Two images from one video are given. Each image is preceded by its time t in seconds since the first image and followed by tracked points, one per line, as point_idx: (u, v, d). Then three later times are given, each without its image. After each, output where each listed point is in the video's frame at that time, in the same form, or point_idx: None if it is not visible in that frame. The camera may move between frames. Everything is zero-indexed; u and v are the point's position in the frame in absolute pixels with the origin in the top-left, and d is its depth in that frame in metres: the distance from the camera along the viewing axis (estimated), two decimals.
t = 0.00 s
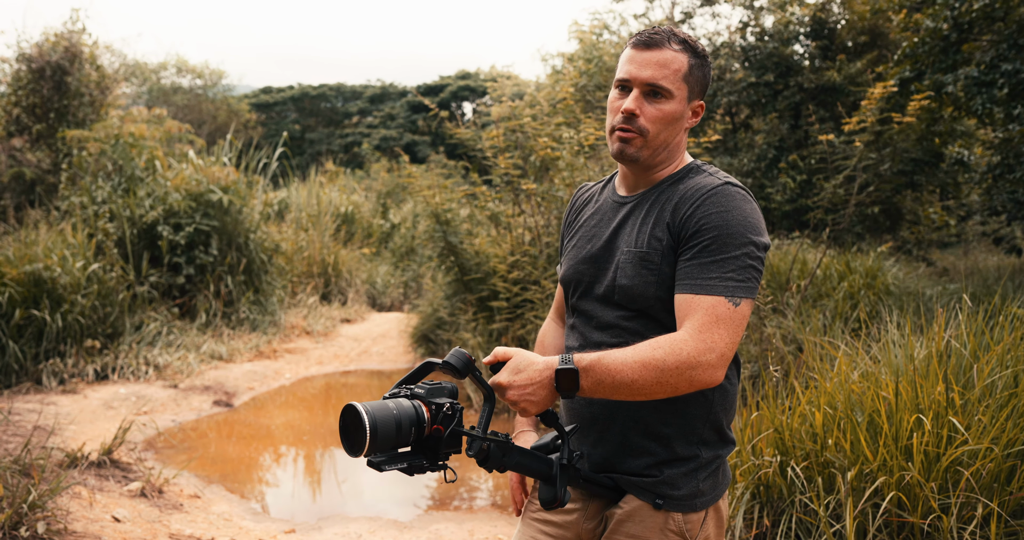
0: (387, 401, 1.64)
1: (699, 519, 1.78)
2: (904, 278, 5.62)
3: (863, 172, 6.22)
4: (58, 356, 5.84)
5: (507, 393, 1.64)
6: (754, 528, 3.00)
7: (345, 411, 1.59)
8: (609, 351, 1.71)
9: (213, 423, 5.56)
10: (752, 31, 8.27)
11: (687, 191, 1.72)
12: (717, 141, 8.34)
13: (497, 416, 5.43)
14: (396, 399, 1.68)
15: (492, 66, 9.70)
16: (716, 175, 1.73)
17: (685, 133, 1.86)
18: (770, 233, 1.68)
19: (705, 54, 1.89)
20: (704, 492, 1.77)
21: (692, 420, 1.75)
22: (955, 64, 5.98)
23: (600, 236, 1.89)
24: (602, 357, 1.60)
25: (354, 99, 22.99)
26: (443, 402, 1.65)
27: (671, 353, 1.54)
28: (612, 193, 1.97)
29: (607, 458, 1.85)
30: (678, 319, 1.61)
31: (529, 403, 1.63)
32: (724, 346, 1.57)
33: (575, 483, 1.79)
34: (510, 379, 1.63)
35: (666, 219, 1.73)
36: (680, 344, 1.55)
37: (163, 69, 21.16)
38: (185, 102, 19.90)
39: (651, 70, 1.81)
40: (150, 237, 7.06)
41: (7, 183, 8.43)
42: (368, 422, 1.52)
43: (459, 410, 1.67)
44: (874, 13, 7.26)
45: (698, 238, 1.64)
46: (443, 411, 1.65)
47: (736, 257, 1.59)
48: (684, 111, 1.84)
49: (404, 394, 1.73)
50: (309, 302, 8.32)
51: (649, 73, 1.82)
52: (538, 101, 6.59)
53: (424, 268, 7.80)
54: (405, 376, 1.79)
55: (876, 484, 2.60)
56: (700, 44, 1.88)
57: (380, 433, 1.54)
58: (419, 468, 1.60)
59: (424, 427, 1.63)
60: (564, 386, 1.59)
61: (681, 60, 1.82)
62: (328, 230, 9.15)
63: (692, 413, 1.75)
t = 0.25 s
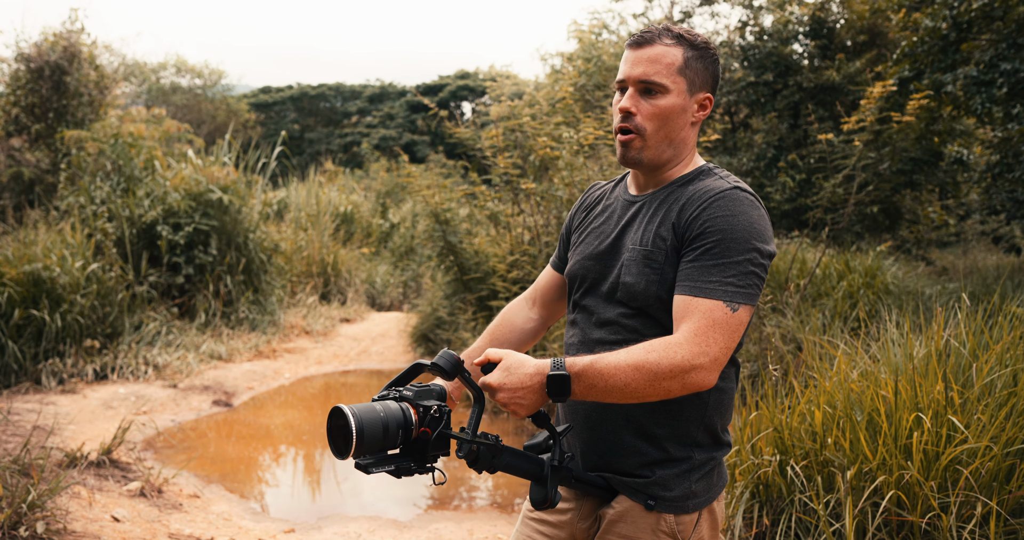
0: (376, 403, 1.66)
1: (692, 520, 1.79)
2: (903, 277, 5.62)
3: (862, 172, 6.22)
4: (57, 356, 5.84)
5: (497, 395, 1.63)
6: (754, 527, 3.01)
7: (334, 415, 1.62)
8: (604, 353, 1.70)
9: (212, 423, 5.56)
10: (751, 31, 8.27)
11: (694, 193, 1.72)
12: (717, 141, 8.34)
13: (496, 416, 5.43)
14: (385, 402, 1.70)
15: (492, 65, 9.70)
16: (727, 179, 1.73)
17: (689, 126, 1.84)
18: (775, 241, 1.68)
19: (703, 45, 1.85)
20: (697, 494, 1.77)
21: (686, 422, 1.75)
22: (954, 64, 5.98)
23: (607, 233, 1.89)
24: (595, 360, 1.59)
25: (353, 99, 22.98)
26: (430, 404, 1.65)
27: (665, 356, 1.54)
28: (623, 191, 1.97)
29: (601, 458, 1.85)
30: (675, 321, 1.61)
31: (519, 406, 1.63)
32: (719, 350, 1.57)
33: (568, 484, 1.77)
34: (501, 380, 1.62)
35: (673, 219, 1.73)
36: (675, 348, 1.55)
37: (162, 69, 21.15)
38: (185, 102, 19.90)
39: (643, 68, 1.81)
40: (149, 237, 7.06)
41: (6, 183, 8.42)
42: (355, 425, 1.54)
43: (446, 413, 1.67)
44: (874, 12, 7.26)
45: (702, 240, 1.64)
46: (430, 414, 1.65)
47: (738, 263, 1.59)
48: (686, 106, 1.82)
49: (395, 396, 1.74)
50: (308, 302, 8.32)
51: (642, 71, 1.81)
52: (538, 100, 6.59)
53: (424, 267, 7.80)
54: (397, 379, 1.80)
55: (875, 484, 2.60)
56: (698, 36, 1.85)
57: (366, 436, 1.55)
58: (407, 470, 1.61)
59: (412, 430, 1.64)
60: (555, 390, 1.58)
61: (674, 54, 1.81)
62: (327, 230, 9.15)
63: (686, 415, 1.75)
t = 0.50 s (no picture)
0: (370, 420, 1.67)
1: (688, 520, 1.79)
2: (904, 277, 5.62)
3: (863, 171, 6.22)
4: (58, 356, 5.84)
5: (490, 405, 1.63)
6: (754, 527, 3.00)
7: (328, 430, 1.63)
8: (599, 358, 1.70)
9: (213, 423, 5.56)
10: (751, 30, 8.27)
11: (701, 196, 1.71)
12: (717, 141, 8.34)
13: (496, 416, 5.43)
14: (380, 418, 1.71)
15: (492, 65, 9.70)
16: (734, 183, 1.71)
17: (677, 118, 1.81)
18: (780, 248, 1.67)
19: (676, 37, 1.83)
20: (694, 494, 1.77)
21: (683, 423, 1.75)
22: (955, 63, 5.98)
23: (613, 231, 1.89)
24: (588, 367, 1.59)
25: (354, 99, 22.99)
26: (424, 422, 1.66)
27: (659, 362, 1.55)
28: (630, 187, 1.96)
29: (598, 458, 1.85)
30: (671, 326, 1.61)
31: (512, 415, 1.63)
32: (713, 356, 1.57)
33: (566, 486, 1.77)
34: (493, 390, 1.62)
35: (677, 221, 1.72)
36: (668, 353, 1.55)
37: (163, 69, 21.16)
38: (185, 102, 19.90)
39: (615, 74, 1.83)
40: (150, 237, 7.06)
41: (7, 183, 8.43)
42: (347, 444, 1.55)
43: (440, 429, 1.68)
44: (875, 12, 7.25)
45: (704, 244, 1.63)
46: (424, 431, 1.66)
47: (739, 270, 1.59)
48: (667, 99, 1.80)
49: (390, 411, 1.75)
50: (309, 301, 8.33)
51: (616, 77, 1.83)
52: (538, 100, 6.59)
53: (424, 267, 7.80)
54: (392, 394, 1.81)
55: (875, 484, 2.60)
56: (670, 29, 1.83)
57: (359, 454, 1.57)
58: (400, 488, 1.61)
59: (406, 447, 1.65)
60: (549, 397, 1.58)
61: (641, 53, 1.81)
62: (328, 230, 9.15)
63: (683, 416, 1.74)
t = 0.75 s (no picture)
0: (368, 437, 1.66)
1: (690, 520, 1.79)
2: (904, 276, 5.61)
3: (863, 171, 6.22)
4: (58, 356, 5.84)
5: (490, 415, 1.63)
6: (754, 526, 3.00)
7: (326, 448, 1.61)
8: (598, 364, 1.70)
9: (213, 423, 5.56)
10: (751, 30, 8.27)
11: (702, 198, 1.70)
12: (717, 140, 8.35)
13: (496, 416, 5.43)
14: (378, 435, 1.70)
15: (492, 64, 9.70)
16: (736, 186, 1.70)
17: (670, 117, 1.81)
18: (782, 252, 1.66)
19: (663, 35, 1.83)
20: (696, 494, 1.77)
21: (684, 424, 1.75)
22: (954, 63, 5.97)
23: (614, 232, 1.89)
24: (587, 374, 1.60)
25: (354, 99, 22.99)
26: (424, 440, 1.66)
27: (657, 367, 1.55)
28: (629, 186, 1.96)
29: (599, 460, 1.85)
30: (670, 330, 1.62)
31: (513, 424, 1.63)
32: (712, 361, 1.57)
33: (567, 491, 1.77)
34: (493, 401, 1.62)
35: (679, 224, 1.72)
36: (666, 358, 1.55)
37: (163, 69, 21.16)
38: (185, 102, 19.90)
39: (605, 79, 1.84)
40: (149, 237, 7.06)
41: (7, 183, 8.43)
42: (346, 461, 1.54)
43: (440, 447, 1.68)
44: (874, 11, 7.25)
45: (705, 249, 1.63)
46: (424, 449, 1.66)
47: (740, 276, 1.59)
48: (657, 97, 1.80)
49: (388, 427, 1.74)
50: (309, 301, 8.33)
51: (606, 81, 1.84)
52: (538, 100, 6.60)
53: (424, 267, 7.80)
54: (390, 409, 1.80)
55: (875, 484, 2.60)
56: (655, 28, 1.83)
57: (358, 471, 1.55)
58: (400, 507, 1.62)
59: (404, 465, 1.65)
60: (549, 406, 1.58)
61: (627, 55, 1.82)
62: (328, 230, 9.16)
63: (684, 417, 1.74)
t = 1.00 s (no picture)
0: (366, 447, 1.66)
1: (685, 521, 1.79)
2: (904, 276, 5.61)
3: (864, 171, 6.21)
4: (59, 356, 5.85)
5: (487, 418, 1.63)
6: (754, 526, 3.00)
7: (324, 459, 1.62)
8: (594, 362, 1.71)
9: (213, 423, 5.56)
10: (751, 30, 8.27)
11: (692, 194, 1.71)
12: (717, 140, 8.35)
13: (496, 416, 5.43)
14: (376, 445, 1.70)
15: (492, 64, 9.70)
16: (726, 181, 1.71)
17: (663, 118, 1.81)
18: (774, 244, 1.66)
19: (659, 36, 1.82)
20: (690, 495, 1.77)
21: (678, 424, 1.75)
22: (955, 62, 5.97)
23: (608, 233, 1.89)
24: (582, 373, 1.60)
25: (354, 99, 23.00)
26: (421, 450, 1.65)
27: (652, 363, 1.55)
28: (623, 188, 1.96)
29: (595, 459, 1.85)
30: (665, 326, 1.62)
31: (509, 426, 1.62)
32: (707, 356, 1.57)
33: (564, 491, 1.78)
34: (489, 403, 1.62)
35: (670, 221, 1.72)
36: (661, 354, 1.55)
37: (163, 69, 21.16)
38: (185, 102, 19.89)
39: (599, 77, 1.83)
40: (150, 237, 7.07)
41: (7, 183, 8.43)
42: (344, 473, 1.54)
43: (438, 457, 1.67)
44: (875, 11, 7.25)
45: (696, 244, 1.63)
46: (422, 459, 1.65)
47: (732, 268, 1.59)
48: (650, 99, 1.80)
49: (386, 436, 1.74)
50: (309, 301, 8.33)
51: (599, 79, 1.83)
52: (538, 100, 6.60)
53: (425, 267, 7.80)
54: (388, 418, 1.80)
55: (875, 483, 2.60)
56: (653, 28, 1.83)
57: (355, 482, 1.55)
58: (397, 518, 1.61)
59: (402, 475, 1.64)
60: (545, 407, 1.59)
61: (624, 55, 1.81)
62: (328, 230, 9.16)
63: (679, 417, 1.74)
